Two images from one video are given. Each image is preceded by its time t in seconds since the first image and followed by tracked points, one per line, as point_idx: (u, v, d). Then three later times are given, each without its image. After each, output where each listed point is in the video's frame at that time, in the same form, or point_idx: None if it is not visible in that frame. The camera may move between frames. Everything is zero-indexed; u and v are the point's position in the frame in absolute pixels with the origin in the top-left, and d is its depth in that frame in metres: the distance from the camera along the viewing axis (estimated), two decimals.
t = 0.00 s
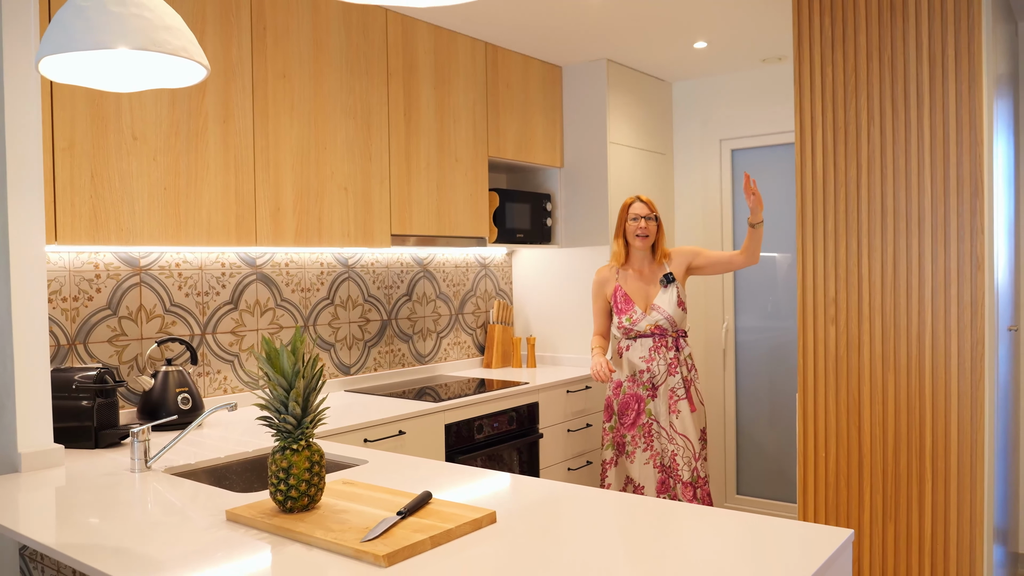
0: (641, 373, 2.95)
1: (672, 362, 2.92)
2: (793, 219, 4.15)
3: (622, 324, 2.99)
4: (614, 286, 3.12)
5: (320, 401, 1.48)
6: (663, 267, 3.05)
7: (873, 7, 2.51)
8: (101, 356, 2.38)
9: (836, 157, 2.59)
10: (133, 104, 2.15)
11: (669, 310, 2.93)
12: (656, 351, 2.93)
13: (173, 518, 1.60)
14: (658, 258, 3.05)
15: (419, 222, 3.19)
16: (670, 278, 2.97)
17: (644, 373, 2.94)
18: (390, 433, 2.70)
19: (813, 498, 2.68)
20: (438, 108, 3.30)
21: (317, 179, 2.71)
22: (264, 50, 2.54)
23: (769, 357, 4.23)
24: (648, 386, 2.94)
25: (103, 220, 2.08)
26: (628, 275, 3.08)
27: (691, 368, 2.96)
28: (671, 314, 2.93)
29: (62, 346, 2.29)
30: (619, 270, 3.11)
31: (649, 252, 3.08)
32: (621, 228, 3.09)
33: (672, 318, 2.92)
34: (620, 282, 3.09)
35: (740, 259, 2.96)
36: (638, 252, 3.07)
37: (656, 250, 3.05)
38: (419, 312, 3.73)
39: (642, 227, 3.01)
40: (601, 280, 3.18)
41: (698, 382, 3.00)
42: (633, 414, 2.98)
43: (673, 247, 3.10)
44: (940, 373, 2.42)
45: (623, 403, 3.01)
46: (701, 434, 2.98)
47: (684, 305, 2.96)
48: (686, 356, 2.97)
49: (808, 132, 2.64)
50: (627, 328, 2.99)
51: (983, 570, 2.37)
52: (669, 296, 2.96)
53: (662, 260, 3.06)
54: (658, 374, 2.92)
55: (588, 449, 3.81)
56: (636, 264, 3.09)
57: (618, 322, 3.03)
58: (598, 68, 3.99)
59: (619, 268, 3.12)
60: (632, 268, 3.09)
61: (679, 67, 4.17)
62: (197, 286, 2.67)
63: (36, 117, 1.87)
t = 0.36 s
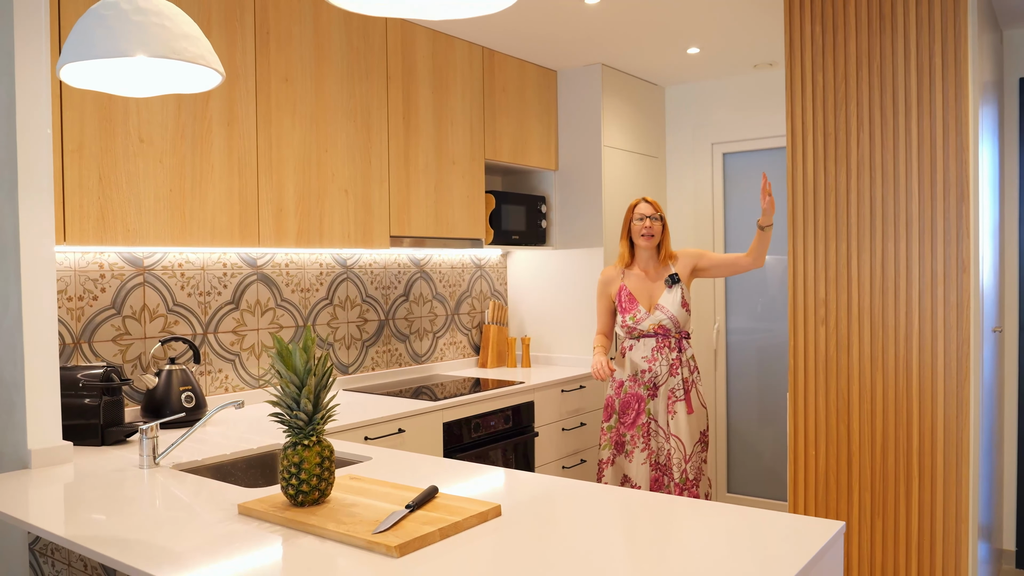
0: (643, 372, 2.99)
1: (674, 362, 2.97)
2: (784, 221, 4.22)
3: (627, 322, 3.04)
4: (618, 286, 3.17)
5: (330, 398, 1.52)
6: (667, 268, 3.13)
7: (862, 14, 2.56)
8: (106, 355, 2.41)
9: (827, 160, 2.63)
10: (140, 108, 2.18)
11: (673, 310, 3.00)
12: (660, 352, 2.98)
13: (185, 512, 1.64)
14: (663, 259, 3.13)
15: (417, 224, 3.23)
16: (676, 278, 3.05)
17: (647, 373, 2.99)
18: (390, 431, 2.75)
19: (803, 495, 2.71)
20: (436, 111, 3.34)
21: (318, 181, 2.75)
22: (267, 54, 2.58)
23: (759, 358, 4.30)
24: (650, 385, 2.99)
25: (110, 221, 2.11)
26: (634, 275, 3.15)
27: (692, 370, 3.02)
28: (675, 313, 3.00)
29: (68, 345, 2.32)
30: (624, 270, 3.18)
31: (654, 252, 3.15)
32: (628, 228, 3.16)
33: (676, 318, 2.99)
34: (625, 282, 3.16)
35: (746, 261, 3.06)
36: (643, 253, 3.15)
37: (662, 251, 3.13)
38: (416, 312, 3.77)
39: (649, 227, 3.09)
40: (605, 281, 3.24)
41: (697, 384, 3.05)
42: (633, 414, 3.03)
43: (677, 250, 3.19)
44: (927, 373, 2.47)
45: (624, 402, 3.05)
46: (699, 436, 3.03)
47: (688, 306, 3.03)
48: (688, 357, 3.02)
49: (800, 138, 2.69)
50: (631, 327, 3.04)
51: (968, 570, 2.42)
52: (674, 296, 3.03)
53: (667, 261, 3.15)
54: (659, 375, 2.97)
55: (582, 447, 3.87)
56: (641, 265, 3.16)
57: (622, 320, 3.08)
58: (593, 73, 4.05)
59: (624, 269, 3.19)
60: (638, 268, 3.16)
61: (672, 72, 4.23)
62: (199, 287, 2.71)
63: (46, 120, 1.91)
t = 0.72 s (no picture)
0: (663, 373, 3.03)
1: (695, 363, 3.02)
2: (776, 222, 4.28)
3: (649, 324, 3.05)
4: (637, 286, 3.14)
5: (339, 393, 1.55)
6: (683, 269, 3.18)
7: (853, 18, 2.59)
8: (108, 352, 2.43)
9: (819, 163, 2.66)
10: (146, 107, 2.20)
11: (694, 311, 3.05)
12: (681, 352, 3.02)
13: (194, 505, 1.67)
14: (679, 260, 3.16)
15: (416, 224, 3.26)
16: (694, 280, 3.12)
17: (668, 373, 3.03)
18: (389, 428, 2.78)
19: (796, 491, 2.75)
20: (435, 112, 3.37)
21: (319, 181, 2.77)
22: (270, 54, 2.60)
23: (750, 357, 4.36)
24: (670, 386, 3.03)
25: (116, 219, 2.13)
26: (652, 275, 3.14)
27: (710, 370, 3.07)
28: (695, 313, 3.05)
29: (71, 343, 2.33)
30: (639, 270, 3.16)
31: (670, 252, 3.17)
32: (646, 227, 3.15)
33: (697, 318, 3.04)
34: (642, 282, 3.14)
35: (758, 266, 3.18)
36: (660, 252, 3.16)
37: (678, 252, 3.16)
38: (414, 310, 3.80)
39: (672, 227, 3.10)
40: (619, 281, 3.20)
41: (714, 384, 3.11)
42: (651, 415, 3.05)
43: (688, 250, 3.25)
44: (918, 372, 2.51)
45: (643, 404, 3.06)
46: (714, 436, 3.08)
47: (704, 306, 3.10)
48: (706, 357, 3.08)
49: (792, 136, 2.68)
50: (652, 328, 3.06)
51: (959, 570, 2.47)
52: (692, 296, 3.08)
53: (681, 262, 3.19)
54: (680, 375, 3.02)
55: (578, 445, 3.91)
56: (658, 264, 3.17)
57: (641, 321, 3.09)
58: (589, 75, 4.09)
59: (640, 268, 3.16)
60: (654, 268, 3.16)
61: (667, 74, 4.28)
62: (200, 285, 2.73)
63: (54, 118, 1.93)
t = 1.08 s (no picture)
0: (686, 374, 3.10)
1: (714, 363, 3.14)
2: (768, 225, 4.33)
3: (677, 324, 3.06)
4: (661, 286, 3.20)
5: (345, 390, 1.59)
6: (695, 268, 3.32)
7: (845, 24, 2.63)
8: (111, 351, 2.46)
9: (811, 166, 2.70)
10: (150, 109, 2.23)
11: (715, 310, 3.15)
12: (704, 353, 3.10)
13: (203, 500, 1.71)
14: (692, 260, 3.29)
15: (414, 225, 3.30)
16: (707, 281, 3.32)
17: (690, 374, 3.11)
18: (389, 426, 2.82)
19: (788, 489, 2.78)
20: (433, 114, 3.41)
21: (320, 182, 2.81)
22: (272, 57, 2.64)
23: (742, 357, 4.42)
24: (693, 386, 3.11)
25: (122, 220, 2.16)
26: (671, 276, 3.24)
27: (724, 370, 3.21)
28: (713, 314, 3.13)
29: (74, 342, 2.36)
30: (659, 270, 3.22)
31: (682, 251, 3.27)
32: (660, 230, 3.21)
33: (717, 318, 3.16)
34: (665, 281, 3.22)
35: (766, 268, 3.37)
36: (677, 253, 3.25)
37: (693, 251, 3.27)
38: (410, 311, 3.84)
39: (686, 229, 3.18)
40: (645, 276, 3.17)
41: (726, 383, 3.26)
42: (675, 417, 3.12)
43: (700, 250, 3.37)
44: (908, 371, 2.53)
45: (665, 406, 3.14)
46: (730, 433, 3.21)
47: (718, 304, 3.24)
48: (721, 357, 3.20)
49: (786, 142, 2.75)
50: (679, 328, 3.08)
51: (946, 567, 2.51)
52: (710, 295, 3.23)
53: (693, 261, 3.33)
54: (702, 375, 3.10)
55: (573, 443, 3.97)
56: (673, 264, 3.28)
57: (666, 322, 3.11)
58: (584, 78, 4.13)
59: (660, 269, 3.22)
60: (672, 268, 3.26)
61: (661, 78, 4.34)
62: (202, 285, 2.76)
63: (62, 120, 1.95)
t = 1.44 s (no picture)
0: (693, 373, 3.18)
1: (717, 363, 3.24)
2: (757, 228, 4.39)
3: (687, 323, 3.14)
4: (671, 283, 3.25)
5: (352, 390, 1.61)
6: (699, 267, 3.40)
7: (834, 32, 2.69)
8: (109, 352, 2.47)
9: (801, 171, 2.75)
10: (150, 110, 2.24)
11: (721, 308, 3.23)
12: (710, 353, 3.19)
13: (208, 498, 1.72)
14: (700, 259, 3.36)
15: (409, 227, 3.32)
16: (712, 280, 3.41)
17: (698, 374, 3.18)
18: (385, 426, 2.84)
19: (777, 487, 2.83)
20: (427, 117, 3.44)
21: (316, 184, 2.83)
22: (270, 59, 2.65)
23: (730, 357, 4.48)
24: (701, 385, 3.19)
25: (123, 221, 2.17)
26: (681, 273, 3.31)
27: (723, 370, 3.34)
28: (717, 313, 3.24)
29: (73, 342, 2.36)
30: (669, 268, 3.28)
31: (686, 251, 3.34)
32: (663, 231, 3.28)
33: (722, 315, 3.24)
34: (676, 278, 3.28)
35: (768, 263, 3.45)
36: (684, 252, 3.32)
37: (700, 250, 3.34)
38: (404, 311, 3.86)
39: (688, 229, 3.26)
40: (660, 270, 3.19)
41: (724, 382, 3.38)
42: (684, 415, 3.19)
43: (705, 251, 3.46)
44: (894, 372, 2.59)
45: (673, 405, 3.20)
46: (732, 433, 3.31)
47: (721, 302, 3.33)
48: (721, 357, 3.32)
49: (776, 146, 2.81)
50: (688, 328, 3.15)
51: (931, 563, 2.56)
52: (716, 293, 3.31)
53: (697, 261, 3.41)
54: (709, 374, 3.19)
55: (565, 442, 4.00)
56: (681, 263, 3.34)
57: (678, 321, 3.16)
58: (576, 81, 4.17)
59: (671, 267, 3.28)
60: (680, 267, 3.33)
61: (652, 82, 4.38)
62: (198, 285, 2.77)
63: (64, 122, 1.96)
